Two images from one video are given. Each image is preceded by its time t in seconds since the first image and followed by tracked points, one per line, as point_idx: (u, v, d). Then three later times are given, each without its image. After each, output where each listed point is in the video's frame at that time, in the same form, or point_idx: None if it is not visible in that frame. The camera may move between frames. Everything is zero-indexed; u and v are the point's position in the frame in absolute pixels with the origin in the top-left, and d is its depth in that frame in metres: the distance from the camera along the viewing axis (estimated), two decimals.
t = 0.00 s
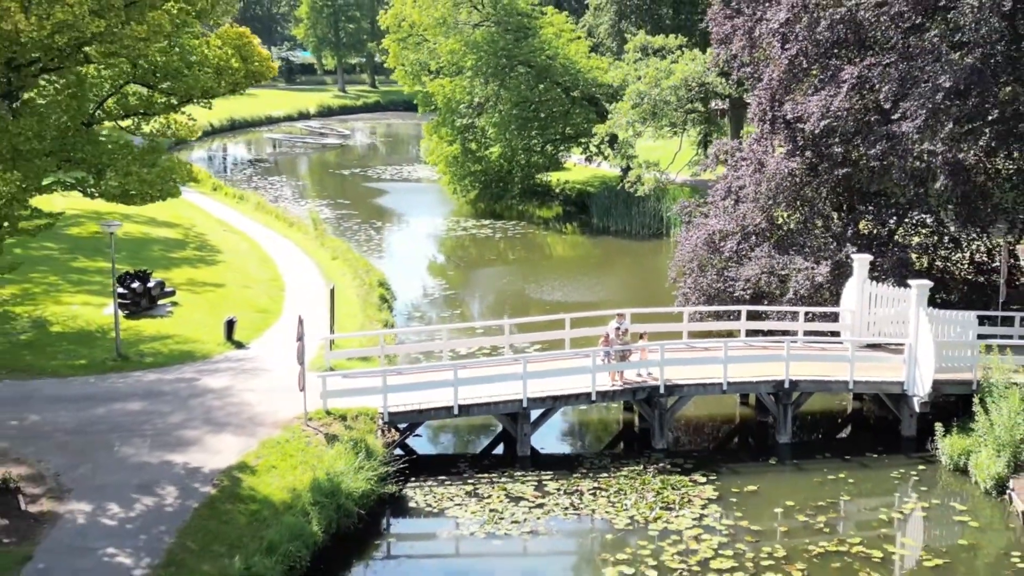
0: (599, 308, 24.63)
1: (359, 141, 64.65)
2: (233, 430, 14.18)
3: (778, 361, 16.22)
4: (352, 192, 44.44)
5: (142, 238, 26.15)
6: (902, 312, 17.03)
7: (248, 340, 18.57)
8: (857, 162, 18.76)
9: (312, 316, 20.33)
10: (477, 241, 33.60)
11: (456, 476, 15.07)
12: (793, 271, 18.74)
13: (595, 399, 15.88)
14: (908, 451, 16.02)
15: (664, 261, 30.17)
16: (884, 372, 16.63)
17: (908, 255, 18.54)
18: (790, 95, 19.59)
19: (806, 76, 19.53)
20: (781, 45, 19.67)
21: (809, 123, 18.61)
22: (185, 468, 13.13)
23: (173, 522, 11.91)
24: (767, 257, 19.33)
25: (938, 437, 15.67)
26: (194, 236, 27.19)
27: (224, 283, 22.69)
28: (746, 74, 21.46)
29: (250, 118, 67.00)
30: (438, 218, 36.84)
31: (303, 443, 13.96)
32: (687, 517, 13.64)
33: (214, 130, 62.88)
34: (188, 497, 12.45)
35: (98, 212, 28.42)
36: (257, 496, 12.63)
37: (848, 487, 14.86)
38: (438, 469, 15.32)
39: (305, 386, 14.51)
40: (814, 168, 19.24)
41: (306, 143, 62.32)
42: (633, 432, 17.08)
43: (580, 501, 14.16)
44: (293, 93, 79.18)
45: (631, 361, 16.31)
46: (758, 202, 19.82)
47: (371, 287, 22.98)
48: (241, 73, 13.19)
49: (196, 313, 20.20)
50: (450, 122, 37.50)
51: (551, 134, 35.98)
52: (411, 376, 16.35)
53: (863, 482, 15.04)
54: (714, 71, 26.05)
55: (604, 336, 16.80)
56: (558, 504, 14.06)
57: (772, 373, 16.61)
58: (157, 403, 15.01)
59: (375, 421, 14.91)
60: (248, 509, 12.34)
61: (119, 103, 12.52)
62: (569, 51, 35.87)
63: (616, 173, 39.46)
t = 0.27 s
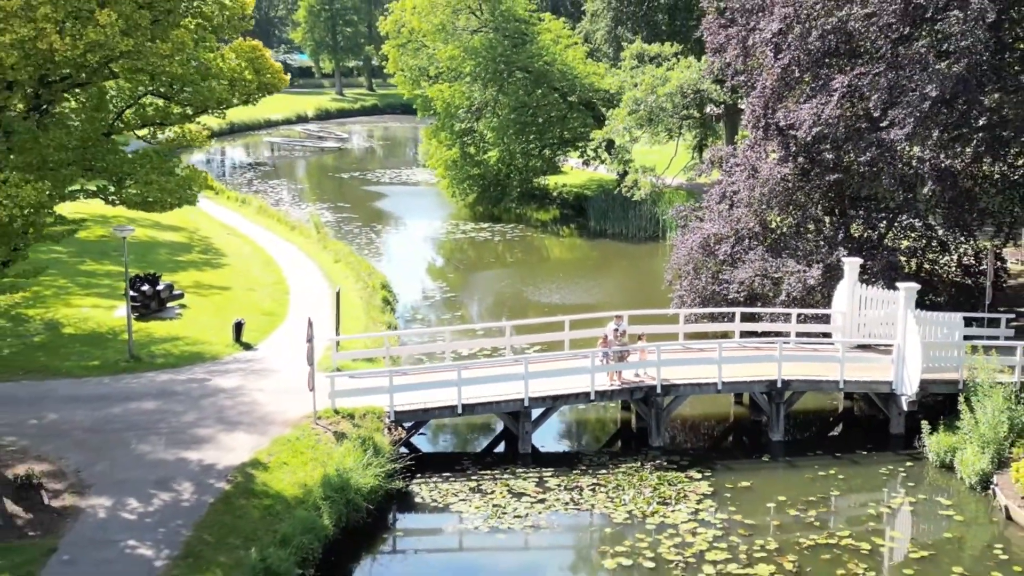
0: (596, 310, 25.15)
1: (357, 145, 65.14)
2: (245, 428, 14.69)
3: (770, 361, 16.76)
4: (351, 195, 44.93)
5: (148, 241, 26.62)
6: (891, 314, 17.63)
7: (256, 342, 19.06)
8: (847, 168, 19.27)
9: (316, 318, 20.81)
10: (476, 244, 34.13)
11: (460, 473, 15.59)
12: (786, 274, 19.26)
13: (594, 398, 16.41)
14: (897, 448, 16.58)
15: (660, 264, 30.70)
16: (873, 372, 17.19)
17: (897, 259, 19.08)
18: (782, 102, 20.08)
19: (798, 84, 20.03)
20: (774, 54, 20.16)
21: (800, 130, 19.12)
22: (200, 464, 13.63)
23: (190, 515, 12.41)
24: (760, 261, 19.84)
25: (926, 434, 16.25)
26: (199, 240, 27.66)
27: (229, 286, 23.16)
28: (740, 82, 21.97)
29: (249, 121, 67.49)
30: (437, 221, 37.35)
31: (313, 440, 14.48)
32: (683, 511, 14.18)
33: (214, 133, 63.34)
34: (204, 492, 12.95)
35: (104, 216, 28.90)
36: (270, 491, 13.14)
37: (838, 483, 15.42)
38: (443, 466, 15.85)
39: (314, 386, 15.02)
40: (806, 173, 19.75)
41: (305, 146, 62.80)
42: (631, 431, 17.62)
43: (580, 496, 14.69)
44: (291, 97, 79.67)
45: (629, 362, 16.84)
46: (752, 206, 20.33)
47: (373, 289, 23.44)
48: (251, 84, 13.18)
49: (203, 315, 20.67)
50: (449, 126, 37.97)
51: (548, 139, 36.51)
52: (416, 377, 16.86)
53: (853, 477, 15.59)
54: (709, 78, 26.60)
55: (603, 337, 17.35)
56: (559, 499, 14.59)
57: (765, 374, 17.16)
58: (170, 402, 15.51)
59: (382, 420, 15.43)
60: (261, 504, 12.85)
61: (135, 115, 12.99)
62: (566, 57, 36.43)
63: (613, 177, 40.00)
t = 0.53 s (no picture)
0: (596, 314, 25.72)
1: (359, 151, 65.74)
2: (258, 428, 15.24)
3: (765, 364, 17.33)
4: (353, 201, 45.49)
5: (157, 247, 27.16)
6: (882, 318, 18.15)
7: (265, 345, 19.59)
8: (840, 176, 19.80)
9: (324, 322, 21.34)
10: (477, 249, 34.69)
11: (466, 471, 16.15)
12: (781, 279, 19.81)
13: (595, 399, 16.95)
14: (887, 448, 17.14)
15: (659, 269, 31.27)
16: (865, 374, 17.76)
17: (889, 264, 19.64)
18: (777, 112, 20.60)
19: (792, 94, 20.54)
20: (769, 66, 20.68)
21: (795, 139, 19.63)
22: (216, 462, 14.18)
23: (208, 511, 12.96)
24: (756, 266, 20.39)
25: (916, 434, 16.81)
26: (206, 245, 28.20)
27: (238, 291, 23.68)
28: (736, 92, 22.51)
29: (251, 127, 68.07)
30: (439, 227, 37.92)
31: (324, 439, 15.03)
32: (681, 508, 14.74)
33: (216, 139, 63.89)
34: (221, 489, 13.50)
35: (114, 223, 29.45)
36: (284, 488, 13.69)
37: (830, 480, 15.98)
38: (449, 465, 16.41)
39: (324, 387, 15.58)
40: (800, 181, 20.27)
41: (307, 152, 63.39)
42: (630, 431, 18.17)
43: (581, 494, 15.25)
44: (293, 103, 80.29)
45: (628, 364, 17.36)
46: (748, 213, 20.87)
47: (378, 294, 23.96)
48: (267, 98, 13.59)
49: (213, 319, 21.19)
50: (450, 133, 38.50)
51: (548, 146, 37.09)
52: (422, 378, 17.41)
53: (844, 476, 16.15)
54: (706, 87, 27.18)
55: (603, 341, 17.90)
56: (561, 497, 15.14)
57: (760, 375, 17.72)
58: (185, 403, 16.06)
59: (390, 420, 15.99)
60: (276, 500, 13.39)
61: (155, 126, 13.12)
62: (566, 66, 37.03)
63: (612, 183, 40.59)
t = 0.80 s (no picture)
0: (596, 316, 26.29)
1: (360, 153, 66.31)
2: (271, 426, 15.81)
3: (760, 364, 17.90)
4: (355, 203, 46.04)
5: (166, 250, 27.72)
6: (875, 320, 18.71)
7: (275, 346, 20.14)
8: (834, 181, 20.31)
9: (331, 324, 21.89)
10: (479, 251, 35.26)
11: (471, 468, 16.73)
12: (776, 282, 20.36)
13: (595, 397, 17.51)
14: (878, 445, 17.71)
15: (657, 270, 31.84)
16: (857, 374, 18.34)
17: (881, 267, 20.20)
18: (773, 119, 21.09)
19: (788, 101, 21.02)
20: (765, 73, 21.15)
21: (790, 146, 20.12)
22: (232, 458, 14.74)
23: (226, 505, 13.52)
24: (753, 269, 20.95)
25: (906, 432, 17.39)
26: (214, 248, 28.76)
27: (246, 293, 24.22)
28: (734, 99, 23.01)
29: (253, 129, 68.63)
30: (441, 229, 38.48)
31: (335, 437, 15.59)
32: (679, 503, 15.30)
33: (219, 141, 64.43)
34: (237, 484, 14.05)
35: (123, 225, 30.02)
36: (298, 483, 14.24)
37: (823, 477, 16.55)
38: (455, 462, 16.98)
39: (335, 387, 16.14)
40: (795, 186, 20.79)
41: (309, 154, 63.93)
42: (630, 429, 18.74)
43: (583, 489, 15.82)
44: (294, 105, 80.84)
45: (628, 364, 17.93)
46: (745, 217, 21.41)
47: (383, 295, 24.46)
48: (281, 108, 14.03)
49: (224, 320, 21.74)
50: (452, 137, 39.05)
51: (549, 149, 37.65)
52: (428, 378, 17.97)
53: (837, 472, 16.72)
54: (704, 93, 27.75)
55: (604, 341, 18.47)
56: (563, 492, 15.72)
57: (756, 375, 18.30)
58: (200, 402, 16.62)
59: (398, 419, 16.56)
60: (290, 494, 13.94)
61: (174, 135, 13.53)
62: (567, 70, 37.60)
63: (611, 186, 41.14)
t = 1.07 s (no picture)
0: (596, 319, 26.88)
1: (362, 157, 66.94)
2: (284, 426, 16.39)
3: (757, 366, 18.49)
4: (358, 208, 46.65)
5: (176, 255, 28.29)
6: (868, 323, 19.29)
7: (285, 349, 20.71)
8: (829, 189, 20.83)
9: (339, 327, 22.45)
10: (481, 255, 35.85)
11: (477, 467, 17.31)
12: (773, 287, 20.93)
13: (597, 399, 18.10)
14: (871, 446, 18.29)
15: (657, 274, 32.41)
16: (851, 376, 18.93)
17: (875, 272, 20.76)
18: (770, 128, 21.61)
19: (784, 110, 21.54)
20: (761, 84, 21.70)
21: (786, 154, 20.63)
22: (247, 457, 15.32)
23: (242, 501, 14.09)
24: (750, 274, 21.51)
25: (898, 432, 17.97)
26: (222, 253, 29.34)
27: (256, 297, 24.78)
28: (732, 107, 23.56)
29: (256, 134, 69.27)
30: (444, 234, 39.08)
31: (346, 437, 16.17)
32: (677, 500, 15.87)
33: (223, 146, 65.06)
34: (252, 482, 14.62)
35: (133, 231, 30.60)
36: (311, 481, 14.82)
37: (817, 476, 17.14)
38: (461, 461, 17.56)
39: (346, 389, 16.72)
40: (792, 193, 21.32)
41: (311, 159, 64.55)
42: (631, 430, 19.32)
43: (585, 488, 16.40)
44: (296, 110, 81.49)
45: (628, 366, 18.51)
46: (742, 224, 21.96)
47: (389, 299, 25.00)
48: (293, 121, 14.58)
49: (234, 324, 22.29)
50: (455, 143, 39.64)
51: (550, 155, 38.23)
52: (435, 380, 18.55)
53: (830, 471, 17.30)
54: (703, 102, 28.36)
55: (605, 345, 19.06)
56: (566, 490, 16.29)
57: (752, 377, 18.89)
58: (215, 404, 17.21)
59: (406, 419, 17.14)
60: (303, 492, 14.52)
61: (191, 146, 13.71)
62: (568, 78, 38.21)
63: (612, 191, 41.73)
